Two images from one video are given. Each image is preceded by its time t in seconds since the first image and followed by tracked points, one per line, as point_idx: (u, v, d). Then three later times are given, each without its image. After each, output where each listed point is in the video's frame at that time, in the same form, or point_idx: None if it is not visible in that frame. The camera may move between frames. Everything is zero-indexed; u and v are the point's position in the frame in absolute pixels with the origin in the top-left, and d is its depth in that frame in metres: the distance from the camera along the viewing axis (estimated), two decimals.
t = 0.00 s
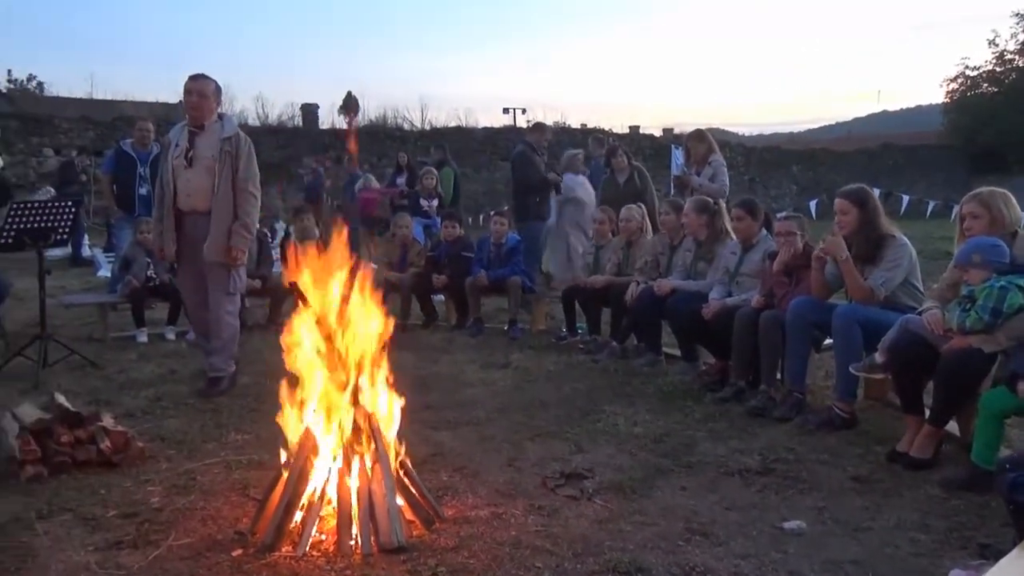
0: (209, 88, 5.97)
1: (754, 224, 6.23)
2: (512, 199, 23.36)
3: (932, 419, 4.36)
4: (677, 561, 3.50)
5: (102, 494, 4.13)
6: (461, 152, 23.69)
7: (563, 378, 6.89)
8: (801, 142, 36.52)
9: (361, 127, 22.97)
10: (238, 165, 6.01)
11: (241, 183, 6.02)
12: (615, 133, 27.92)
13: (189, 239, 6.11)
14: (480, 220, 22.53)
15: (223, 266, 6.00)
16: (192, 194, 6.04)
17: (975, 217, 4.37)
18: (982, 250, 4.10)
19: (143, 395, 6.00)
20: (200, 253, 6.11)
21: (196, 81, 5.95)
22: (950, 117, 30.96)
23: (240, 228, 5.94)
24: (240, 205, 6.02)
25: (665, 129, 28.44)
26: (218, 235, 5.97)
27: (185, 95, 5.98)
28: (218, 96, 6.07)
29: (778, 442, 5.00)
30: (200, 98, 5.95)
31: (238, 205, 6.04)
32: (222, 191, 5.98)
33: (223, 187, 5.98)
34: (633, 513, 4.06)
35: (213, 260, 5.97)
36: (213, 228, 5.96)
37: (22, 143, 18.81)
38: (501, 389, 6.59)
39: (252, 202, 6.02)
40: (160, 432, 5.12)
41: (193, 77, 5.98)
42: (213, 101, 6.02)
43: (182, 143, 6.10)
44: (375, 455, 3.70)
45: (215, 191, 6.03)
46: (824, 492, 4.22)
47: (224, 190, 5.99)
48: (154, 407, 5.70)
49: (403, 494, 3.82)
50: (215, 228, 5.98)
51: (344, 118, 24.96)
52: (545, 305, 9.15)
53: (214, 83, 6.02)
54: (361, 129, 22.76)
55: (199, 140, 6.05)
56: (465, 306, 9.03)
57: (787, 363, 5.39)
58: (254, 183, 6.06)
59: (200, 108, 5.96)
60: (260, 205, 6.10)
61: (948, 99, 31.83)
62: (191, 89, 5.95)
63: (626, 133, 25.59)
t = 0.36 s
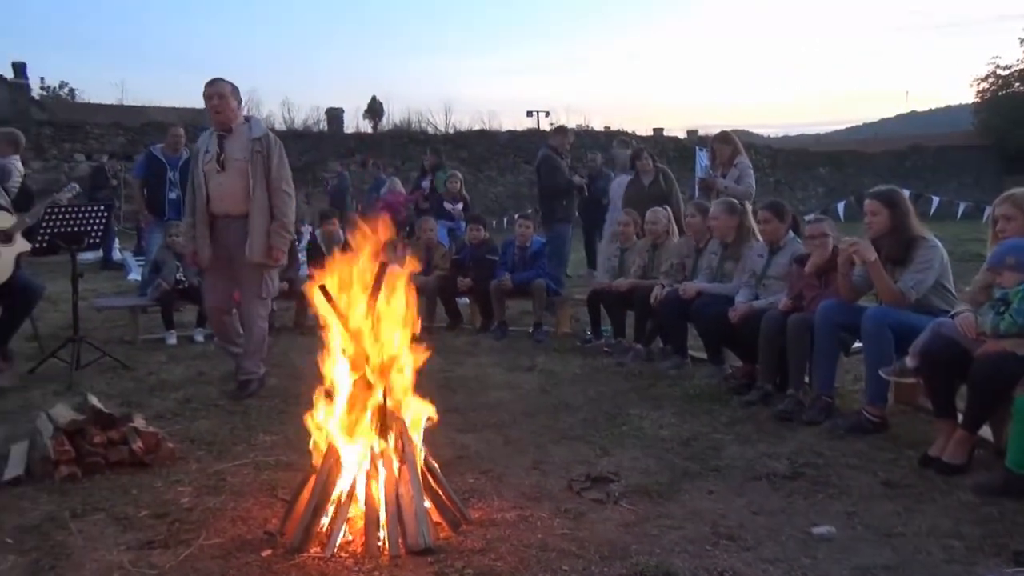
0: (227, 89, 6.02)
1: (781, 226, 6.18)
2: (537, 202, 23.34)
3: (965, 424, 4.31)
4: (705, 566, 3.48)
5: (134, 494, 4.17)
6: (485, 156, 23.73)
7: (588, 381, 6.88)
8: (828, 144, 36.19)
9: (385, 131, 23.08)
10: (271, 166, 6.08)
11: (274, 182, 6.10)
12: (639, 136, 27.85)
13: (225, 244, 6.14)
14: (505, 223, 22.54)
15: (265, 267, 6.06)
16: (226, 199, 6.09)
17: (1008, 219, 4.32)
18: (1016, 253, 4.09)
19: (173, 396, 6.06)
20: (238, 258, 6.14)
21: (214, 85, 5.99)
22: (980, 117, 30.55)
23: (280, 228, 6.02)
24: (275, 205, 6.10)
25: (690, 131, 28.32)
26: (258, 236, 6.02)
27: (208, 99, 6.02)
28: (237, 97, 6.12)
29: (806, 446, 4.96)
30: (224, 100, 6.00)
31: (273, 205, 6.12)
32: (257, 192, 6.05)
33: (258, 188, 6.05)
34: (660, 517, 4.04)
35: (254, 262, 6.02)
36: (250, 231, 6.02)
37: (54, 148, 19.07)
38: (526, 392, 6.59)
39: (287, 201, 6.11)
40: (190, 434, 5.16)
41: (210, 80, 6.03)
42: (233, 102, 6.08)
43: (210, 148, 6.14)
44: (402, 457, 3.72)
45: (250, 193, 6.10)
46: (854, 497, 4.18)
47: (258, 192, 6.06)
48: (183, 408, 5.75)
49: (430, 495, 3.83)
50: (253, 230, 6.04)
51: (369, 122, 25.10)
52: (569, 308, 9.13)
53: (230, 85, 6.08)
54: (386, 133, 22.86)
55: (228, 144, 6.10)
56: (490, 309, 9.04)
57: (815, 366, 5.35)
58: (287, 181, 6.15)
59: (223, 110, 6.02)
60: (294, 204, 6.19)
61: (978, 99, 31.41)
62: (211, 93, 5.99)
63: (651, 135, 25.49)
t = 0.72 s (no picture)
0: (260, 92, 6.08)
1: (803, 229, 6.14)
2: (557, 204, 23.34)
3: (992, 429, 4.26)
4: (727, 571, 3.46)
5: (159, 494, 4.21)
6: (505, 159, 23.75)
7: (609, 384, 6.87)
8: (850, 146, 35.92)
9: (406, 134, 23.17)
10: (294, 168, 6.14)
11: (297, 186, 6.14)
12: (660, 139, 27.79)
13: (245, 244, 6.17)
14: (525, 226, 22.53)
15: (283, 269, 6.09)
16: (249, 200, 6.12)
17: None
18: None
19: (196, 397, 6.11)
20: (258, 259, 6.18)
21: (247, 86, 6.06)
22: (1006, 119, 30.20)
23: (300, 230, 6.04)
24: (296, 207, 6.14)
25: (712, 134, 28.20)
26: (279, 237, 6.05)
27: (237, 101, 6.08)
28: (268, 101, 6.19)
29: (829, 451, 4.92)
30: (254, 103, 6.07)
31: (294, 210, 6.16)
32: (280, 194, 6.10)
33: (281, 190, 6.09)
34: (681, 522, 4.02)
35: (272, 264, 6.05)
36: (272, 231, 6.05)
37: (81, 152, 19.29)
38: (546, 395, 6.58)
39: (309, 205, 6.16)
40: (213, 435, 5.20)
41: (243, 82, 6.09)
42: (263, 106, 6.14)
43: (235, 149, 6.19)
44: (423, 459, 3.72)
45: (272, 195, 6.13)
46: (878, 503, 4.14)
47: (281, 193, 6.10)
48: (207, 409, 5.79)
49: (451, 498, 3.83)
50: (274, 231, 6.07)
51: (389, 125, 25.21)
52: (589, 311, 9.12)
53: (264, 88, 6.14)
54: (407, 136, 22.93)
55: (253, 146, 6.15)
56: (510, 312, 9.04)
57: (839, 370, 5.31)
58: (310, 186, 6.19)
59: (252, 112, 6.08)
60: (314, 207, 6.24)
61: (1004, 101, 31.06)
62: (243, 95, 6.07)
63: (672, 138, 25.39)
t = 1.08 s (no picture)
0: (287, 96, 6.16)
1: (824, 232, 6.11)
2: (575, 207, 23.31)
3: (1016, 435, 4.21)
4: None
5: (179, 492, 4.24)
6: (523, 161, 23.75)
7: (626, 387, 6.85)
8: (871, 148, 35.66)
9: (424, 136, 23.22)
10: (314, 172, 6.14)
11: (317, 189, 6.15)
12: (678, 142, 27.71)
13: (265, 244, 6.23)
14: (543, 228, 22.52)
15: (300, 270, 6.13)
16: (269, 201, 6.17)
17: None
18: None
19: (216, 397, 6.14)
20: (275, 259, 6.22)
21: (275, 90, 6.15)
22: None
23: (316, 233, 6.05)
24: (314, 210, 6.14)
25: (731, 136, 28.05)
26: (296, 238, 6.07)
27: (262, 103, 6.15)
28: (294, 106, 6.26)
29: (850, 456, 4.89)
30: (279, 106, 6.12)
31: (312, 212, 6.17)
32: (299, 197, 6.12)
33: (300, 193, 6.11)
34: (699, 526, 4.00)
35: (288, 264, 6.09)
36: (290, 231, 6.07)
37: (104, 153, 19.45)
38: (564, 397, 6.57)
39: (326, 207, 6.14)
40: (232, 434, 5.23)
41: (273, 86, 6.17)
42: (289, 110, 6.20)
43: (258, 152, 6.23)
44: (441, 460, 3.73)
45: (291, 197, 6.16)
46: (899, 509, 4.11)
47: (300, 196, 6.12)
48: (226, 408, 5.83)
49: (469, 499, 3.83)
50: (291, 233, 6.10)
51: (408, 127, 25.28)
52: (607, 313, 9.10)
53: (291, 94, 6.21)
54: (426, 138, 22.96)
55: (276, 149, 6.20)
56: (528, 314, 9.04)
57: (860, 375, 5.27)
58: (329, 190, 6.19)
59: (277, 115, 6.14)
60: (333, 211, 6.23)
61: None
62: (270, 98, 6.14)
63: (691, 140, 25.29)
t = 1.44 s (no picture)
0: (299, 99, 6.15)
1: (846, 236, 6.05)
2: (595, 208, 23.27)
3: None
4: None
5: (202, 488, 4.26)
6: (543, 162, 23.73)
7: (646, 389, 6.83)
8: (894, 151, 35.36)
9: (444, 137, 23.27)
10: (336, 172, 6.17)
11: (339, 187, 6.19)
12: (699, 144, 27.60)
13: (291, 244, 6.26)
14: (562, 229, 22.51)
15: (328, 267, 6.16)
16: (293, 202, 6.20)
17: None
18: None
19: (238, 395, 6.18)
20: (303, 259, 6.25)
21: (286, 95, 6.14)
22: None
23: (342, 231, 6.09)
24: (338, 208, 6.18)
25: (752, 138, 27.89)
26: (323, 237, 6.10)
27: (280, 108, 6.15)
28: (308, 108, 6.26)
29: (873, 462, 4.85)
30: (296, 110, 6.12)
31: (337, 211, 6.21)
32: (323, 196, 6.16)
33: (324, 193, 6.15)
34: (721, 530, 3.98)
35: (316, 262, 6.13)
36: (315, 231, 6.11)
37: (128, 153, 19.61)
38: (583, 399, 6.56)
39: (350, 205, 6.18)
40: (254, 432, 5.25)
41: (284, 91, 6.18)
42: (304, 112, 6.20)
43: (280, 155, 6.27)
44: (462, 461, 3.73)
45: (316, 197, 6.20)
46: (924, 516, 4.07)
47: (324, 196, 6.16)
48: (249, 406, 5.86)
49: (489, 500, 3.83)
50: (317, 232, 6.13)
51: (428, 129, 25.34)
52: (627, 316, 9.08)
53: (303, 96, 6.21)
54: (446, 139, 22.99)
55: (297, 150, 6.22)
56: (548, 316, 9.03)
57: (884, 380, 5.23)
58: (351, 188, 6.22)
59: (293, 118, 6.14)
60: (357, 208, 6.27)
61: None
62: (283, 103, 6.14)
63: (711, 142, 25.17)
